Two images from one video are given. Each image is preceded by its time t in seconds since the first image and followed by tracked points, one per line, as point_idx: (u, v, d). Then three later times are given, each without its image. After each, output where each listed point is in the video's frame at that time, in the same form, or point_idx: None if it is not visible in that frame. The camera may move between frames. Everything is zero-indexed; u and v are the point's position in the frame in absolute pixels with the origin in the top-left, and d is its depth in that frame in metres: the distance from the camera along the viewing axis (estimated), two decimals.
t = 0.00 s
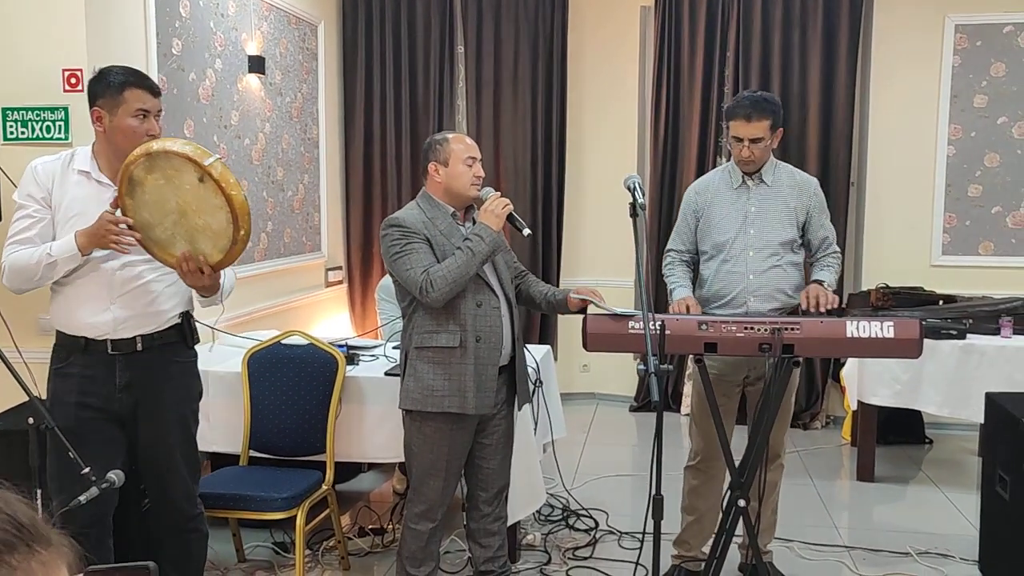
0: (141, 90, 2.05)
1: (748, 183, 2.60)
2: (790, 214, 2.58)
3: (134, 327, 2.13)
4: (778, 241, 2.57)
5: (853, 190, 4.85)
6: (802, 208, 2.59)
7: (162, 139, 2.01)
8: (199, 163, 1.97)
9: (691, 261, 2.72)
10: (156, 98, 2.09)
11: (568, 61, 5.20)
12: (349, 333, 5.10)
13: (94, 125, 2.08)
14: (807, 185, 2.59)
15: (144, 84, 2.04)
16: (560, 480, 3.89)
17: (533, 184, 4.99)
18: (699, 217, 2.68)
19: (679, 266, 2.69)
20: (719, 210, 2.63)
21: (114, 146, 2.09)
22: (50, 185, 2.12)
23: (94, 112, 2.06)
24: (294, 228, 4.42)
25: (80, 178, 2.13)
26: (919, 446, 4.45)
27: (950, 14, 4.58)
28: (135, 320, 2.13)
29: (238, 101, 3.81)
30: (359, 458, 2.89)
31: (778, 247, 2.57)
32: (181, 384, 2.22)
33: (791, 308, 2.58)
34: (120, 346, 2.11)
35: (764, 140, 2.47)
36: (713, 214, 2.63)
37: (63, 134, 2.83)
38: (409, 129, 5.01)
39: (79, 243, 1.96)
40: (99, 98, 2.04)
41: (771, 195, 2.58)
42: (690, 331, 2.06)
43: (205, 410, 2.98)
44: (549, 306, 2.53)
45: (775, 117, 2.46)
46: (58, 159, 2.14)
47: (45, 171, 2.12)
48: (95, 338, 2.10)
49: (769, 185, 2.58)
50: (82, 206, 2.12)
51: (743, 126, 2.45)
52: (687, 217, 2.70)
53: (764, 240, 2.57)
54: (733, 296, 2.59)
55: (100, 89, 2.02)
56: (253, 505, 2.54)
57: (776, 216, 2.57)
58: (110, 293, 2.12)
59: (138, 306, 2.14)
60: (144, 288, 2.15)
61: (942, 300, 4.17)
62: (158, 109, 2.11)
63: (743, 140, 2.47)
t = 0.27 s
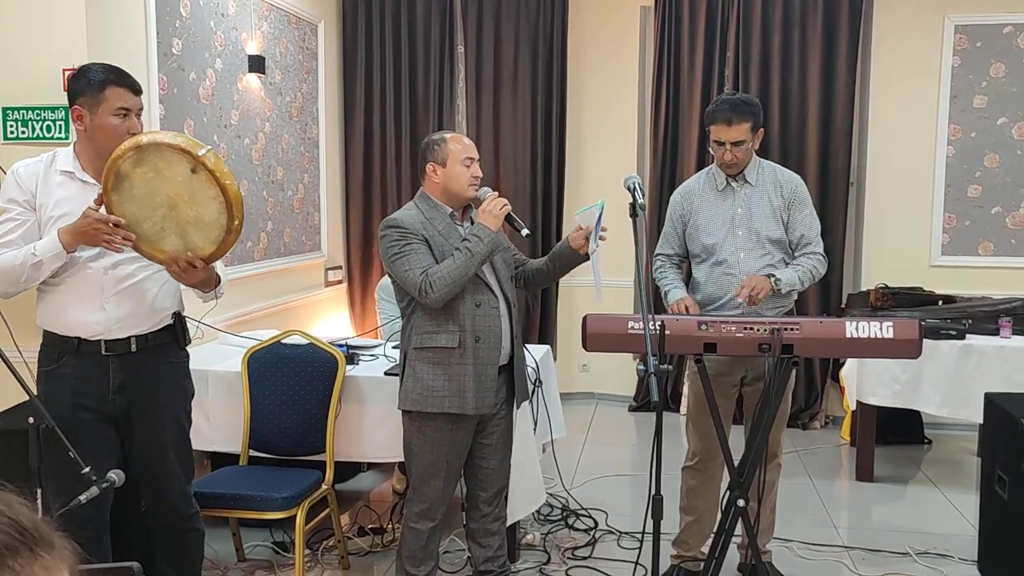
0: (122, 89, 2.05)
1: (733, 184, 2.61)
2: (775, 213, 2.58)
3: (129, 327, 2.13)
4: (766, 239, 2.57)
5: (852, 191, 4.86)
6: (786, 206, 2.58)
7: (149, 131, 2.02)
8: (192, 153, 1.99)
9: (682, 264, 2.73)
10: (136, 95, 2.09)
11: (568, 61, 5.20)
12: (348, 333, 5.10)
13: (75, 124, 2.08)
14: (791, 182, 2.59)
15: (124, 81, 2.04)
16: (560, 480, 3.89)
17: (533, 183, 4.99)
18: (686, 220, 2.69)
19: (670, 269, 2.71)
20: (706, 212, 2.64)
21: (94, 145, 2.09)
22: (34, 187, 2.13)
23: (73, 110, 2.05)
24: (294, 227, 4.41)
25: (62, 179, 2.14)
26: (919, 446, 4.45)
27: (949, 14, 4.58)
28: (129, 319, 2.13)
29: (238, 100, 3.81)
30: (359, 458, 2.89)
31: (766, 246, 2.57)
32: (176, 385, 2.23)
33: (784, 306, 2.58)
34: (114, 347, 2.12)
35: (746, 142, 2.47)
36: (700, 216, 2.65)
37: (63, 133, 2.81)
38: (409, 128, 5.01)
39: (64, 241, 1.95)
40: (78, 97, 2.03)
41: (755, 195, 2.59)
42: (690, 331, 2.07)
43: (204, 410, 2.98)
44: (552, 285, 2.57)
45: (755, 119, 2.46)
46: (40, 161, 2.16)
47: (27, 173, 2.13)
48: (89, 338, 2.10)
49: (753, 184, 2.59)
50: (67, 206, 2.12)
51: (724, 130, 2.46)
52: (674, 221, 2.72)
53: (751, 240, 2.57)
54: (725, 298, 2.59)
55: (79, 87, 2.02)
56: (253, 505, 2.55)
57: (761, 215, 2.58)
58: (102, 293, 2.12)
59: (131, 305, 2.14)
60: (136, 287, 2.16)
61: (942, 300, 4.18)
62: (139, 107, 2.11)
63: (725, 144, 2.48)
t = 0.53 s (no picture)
0: (111, 85, 2.05)
1: (720, 185, 2.60)
2: (764, 211, 2.57)
3: (126, 325, 2.13)
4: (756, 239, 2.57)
5: (853, 190, 4.85)
6: (773, 203, 2.57)
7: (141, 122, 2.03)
8: (188, 141, 2.01)
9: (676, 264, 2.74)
10: (126, 92, 2.09)
11: (568, 60, 5.20)
12: (348, 332, 5.10)
13: (64, 122, 2.08)
14: (778, 180, 2.58)
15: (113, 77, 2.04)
16: (559, 478, 3.89)
17: (533, 182, 4.99)
18: (677, 222, 2.69)
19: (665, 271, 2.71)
20: (695, 214, 2.64)
21: (84, 142, 2.09)
22: (26, 187, 2.13)
23: (63, 108, 2.05)
24: (294, 226, 4.41)
25: (53, 177, 2.13)
26: (919, 446, 4.45)
27: (950, 14, 4.58)
28: (127, 318, 2.13)
29: (238, 99, 3.81)
30: (358, 457, 2.89)
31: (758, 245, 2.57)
32: (174, 383, 2.22)
33: (778, 304, 2.58)
34: (113, 346, 2.12)
35: (731, 143, 2.46)
36: (690, 218, 2.65)
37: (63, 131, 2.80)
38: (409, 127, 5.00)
39: (59, 240, 1.95)
40: (67, 95, 2.04)
41: (742, 195, 2.58)
42: (690, 331, 2.07)
43: (203, 408, 2.98)
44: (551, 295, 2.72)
45: (740, 119, 2.45)
46: (31, 161, 2.15)
47: (18, 173, 2.13)
48: (87, 337, 2.10)
49: (740, 184, 2.58)
50: (60, 206, 2.12)
51: (709, 132, 2.45)
52: (665, 222, 2.72)
53: (742, 240, 2.57)
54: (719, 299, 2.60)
55: (69, 85, 2.03)
56: (252, 503, 2.55)
57: (750, 215, 2.57)
58: (99, 292, 2.12)
59: (130, 303, 2.15)
60: (134, 285, 2.16)
61: (942, 300, 4.17)
62: (129, 104, 2.11)
63: (711, 145, 2.47)
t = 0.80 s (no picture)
0: (111, 81, 2.05)
1: (717, 183, 2.60)
2: (761, 210, 2.57)
3: (128, 322, 2.13)
4: (753, 238, 2.56)
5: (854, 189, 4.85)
6: (771, 202, 2.56)
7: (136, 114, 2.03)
8: (185, 131, 2.01)
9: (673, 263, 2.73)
10: (126, 88, 2.09)
11: (570, 58, 5.19)
12: (349, 330, 5.10)
13: (64, 117, 2.07)
14: (775, 177, 2.57)
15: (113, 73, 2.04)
16: (560, 477, 3.89)
17: (534, 181, 4.98)
18: (673, 221, 2.69)
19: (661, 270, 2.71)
20: (691, 213, 2.64)
21: (82, 137, 2.08)
22: (26, 183, 2.12)
23: (62, 104, 2.05)
24: (295, 224, 4.41)
25: (54, 174, 2.13)
26: (920, 445, 4.44)
27: (952, 12, 4.57)
28: (128, 315, 2.13)
29: (239, 96, 3.80)
30: (358, 455, 2.89)
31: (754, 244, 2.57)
32: (174, 379, 2.22)
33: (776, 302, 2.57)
34: (114, 343, 2.11)
35: (728, 140, 2.46)
36: (686, 216, 2.64)
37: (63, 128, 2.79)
38: (410, 125, 5.00)
39: (59, 237, 1.95)
40: (67, 90, 2.03)
41: (740, 193, 2.58)
42: (691, 328, 2.07)
43: (204, 406, 2.97)
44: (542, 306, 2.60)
45: (736, 117, 2.44)
46: (31, 157, 2.15)
47: (18, 169, 2.13)
48: (88, 334, 2.09)
49: (737, 182, 2.58)
50: (59, 202, 2.12)
51: (706, 129, 2.44)
52: (661, 221, 2.71)
53: (739, 239, 2.57)
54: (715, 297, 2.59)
55: (69, 81, 2.03)
56: (253, 500, 2.54)
57: (747, 214, 2.57)
58: (100, 289, 2.12)
59: (131, 300, 2.14)
60: (136, 282, 2.16)
61: (943, 298, 4.17)
62: (129, 100, 2.10)
63: (707, 143, 2.46)
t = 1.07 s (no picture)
0: (118, 78, 2.05)
1: (721, 181, 2.59)
2: (764, 208, 2.56)
3: (132, 319, 2.13)
4: (756, 236, 2.56)
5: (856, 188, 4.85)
6: (775, 200, 2.55)
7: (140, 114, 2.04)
8: (191, 129, 2.02)
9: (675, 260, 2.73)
10: (133, 86, 2.09)
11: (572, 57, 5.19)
12: (351, 328, 5.10)
13: (73, 115, 2.08)
14: (779, 176, 2.56)
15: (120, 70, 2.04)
16: (562, 475, 3.89)
17: (536, 179, 4.98)
18: (676, 218, 2.69)
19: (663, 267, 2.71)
20: (694, 210, 2.63)
21: (92, 134, 2.09)
22: (34, 180, 2.12)
23: (71, 101, 2.06)
24: (297, 222, 4.41)
25: (61, 170, 2.13)
26: (922, 444, 4.44)
27: (955, 11, 4.56)
28: (133, 312, 2.13)
29: (241, 95, 3.80)
30: (361, 453, 2.89)
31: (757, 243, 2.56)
32: (180, 376, 2.22)
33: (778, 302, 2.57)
34: (119, 340, 2.12)
35: (735, 138, 2.45)
36: (689, 214, 2.64)
37: (66, 126, 2.80)
38: (411, 124, 5.00)
39: (64, 233, 1.95)
40: (76, 88, 2.04)
41: (743, 191, 2.57)
42: (694, 327, 2.06)
43: (207, 404, 2.97)
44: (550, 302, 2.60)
45: (742, 114, 2.44)
46: (39, 153, 2.15)
47: (26, 166, 2.13)
48: (94, 331, 2.10)
49: (740, 180, 2.58)
50: (67, 199, 2.12)
51: (712, 127, 2.43)
52: (664, 218, 2.71)
53: (741, 238, 2.57)
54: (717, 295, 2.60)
55: (77, 79, 2.03)
56: (256, 498, 2.54)
57: (750, 212, 2.56)
58: (106, 285, 2.12)
59: (137, 297, 2.15)
60: (141, 278, 2.16)
61: (946, 297, 4.16)
62: (136, 98, 2.10)
63: (713, 141, 2.45)
